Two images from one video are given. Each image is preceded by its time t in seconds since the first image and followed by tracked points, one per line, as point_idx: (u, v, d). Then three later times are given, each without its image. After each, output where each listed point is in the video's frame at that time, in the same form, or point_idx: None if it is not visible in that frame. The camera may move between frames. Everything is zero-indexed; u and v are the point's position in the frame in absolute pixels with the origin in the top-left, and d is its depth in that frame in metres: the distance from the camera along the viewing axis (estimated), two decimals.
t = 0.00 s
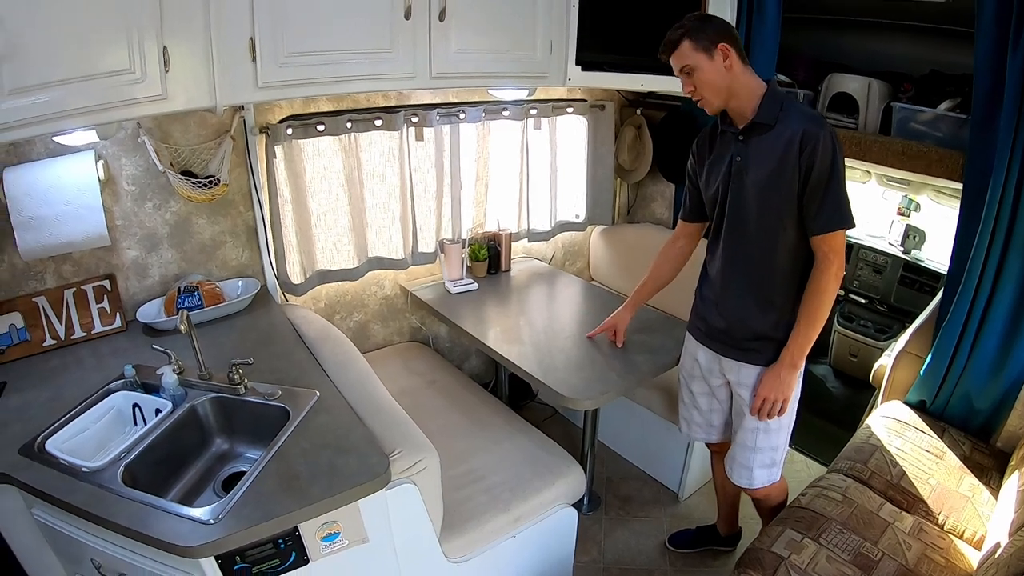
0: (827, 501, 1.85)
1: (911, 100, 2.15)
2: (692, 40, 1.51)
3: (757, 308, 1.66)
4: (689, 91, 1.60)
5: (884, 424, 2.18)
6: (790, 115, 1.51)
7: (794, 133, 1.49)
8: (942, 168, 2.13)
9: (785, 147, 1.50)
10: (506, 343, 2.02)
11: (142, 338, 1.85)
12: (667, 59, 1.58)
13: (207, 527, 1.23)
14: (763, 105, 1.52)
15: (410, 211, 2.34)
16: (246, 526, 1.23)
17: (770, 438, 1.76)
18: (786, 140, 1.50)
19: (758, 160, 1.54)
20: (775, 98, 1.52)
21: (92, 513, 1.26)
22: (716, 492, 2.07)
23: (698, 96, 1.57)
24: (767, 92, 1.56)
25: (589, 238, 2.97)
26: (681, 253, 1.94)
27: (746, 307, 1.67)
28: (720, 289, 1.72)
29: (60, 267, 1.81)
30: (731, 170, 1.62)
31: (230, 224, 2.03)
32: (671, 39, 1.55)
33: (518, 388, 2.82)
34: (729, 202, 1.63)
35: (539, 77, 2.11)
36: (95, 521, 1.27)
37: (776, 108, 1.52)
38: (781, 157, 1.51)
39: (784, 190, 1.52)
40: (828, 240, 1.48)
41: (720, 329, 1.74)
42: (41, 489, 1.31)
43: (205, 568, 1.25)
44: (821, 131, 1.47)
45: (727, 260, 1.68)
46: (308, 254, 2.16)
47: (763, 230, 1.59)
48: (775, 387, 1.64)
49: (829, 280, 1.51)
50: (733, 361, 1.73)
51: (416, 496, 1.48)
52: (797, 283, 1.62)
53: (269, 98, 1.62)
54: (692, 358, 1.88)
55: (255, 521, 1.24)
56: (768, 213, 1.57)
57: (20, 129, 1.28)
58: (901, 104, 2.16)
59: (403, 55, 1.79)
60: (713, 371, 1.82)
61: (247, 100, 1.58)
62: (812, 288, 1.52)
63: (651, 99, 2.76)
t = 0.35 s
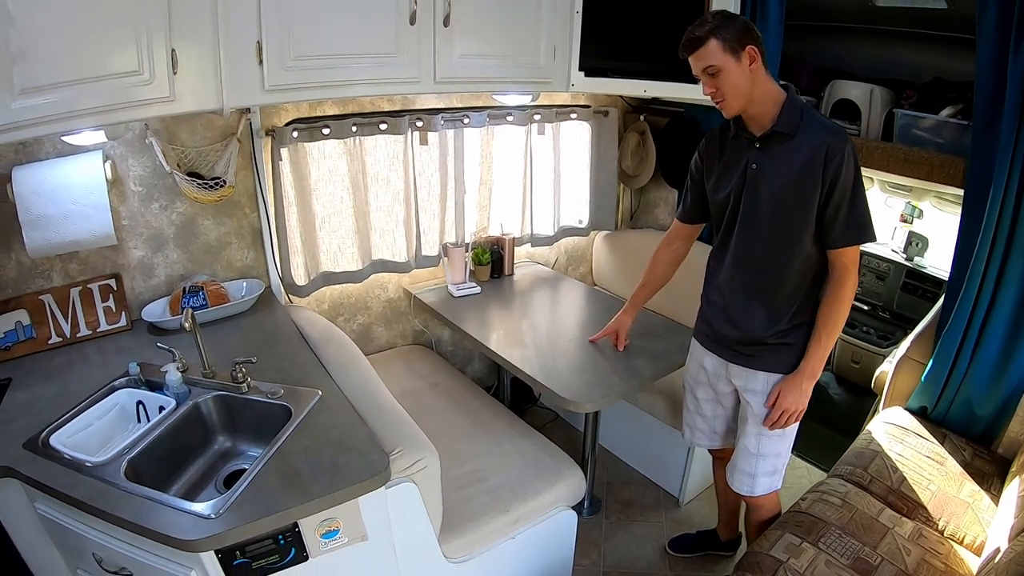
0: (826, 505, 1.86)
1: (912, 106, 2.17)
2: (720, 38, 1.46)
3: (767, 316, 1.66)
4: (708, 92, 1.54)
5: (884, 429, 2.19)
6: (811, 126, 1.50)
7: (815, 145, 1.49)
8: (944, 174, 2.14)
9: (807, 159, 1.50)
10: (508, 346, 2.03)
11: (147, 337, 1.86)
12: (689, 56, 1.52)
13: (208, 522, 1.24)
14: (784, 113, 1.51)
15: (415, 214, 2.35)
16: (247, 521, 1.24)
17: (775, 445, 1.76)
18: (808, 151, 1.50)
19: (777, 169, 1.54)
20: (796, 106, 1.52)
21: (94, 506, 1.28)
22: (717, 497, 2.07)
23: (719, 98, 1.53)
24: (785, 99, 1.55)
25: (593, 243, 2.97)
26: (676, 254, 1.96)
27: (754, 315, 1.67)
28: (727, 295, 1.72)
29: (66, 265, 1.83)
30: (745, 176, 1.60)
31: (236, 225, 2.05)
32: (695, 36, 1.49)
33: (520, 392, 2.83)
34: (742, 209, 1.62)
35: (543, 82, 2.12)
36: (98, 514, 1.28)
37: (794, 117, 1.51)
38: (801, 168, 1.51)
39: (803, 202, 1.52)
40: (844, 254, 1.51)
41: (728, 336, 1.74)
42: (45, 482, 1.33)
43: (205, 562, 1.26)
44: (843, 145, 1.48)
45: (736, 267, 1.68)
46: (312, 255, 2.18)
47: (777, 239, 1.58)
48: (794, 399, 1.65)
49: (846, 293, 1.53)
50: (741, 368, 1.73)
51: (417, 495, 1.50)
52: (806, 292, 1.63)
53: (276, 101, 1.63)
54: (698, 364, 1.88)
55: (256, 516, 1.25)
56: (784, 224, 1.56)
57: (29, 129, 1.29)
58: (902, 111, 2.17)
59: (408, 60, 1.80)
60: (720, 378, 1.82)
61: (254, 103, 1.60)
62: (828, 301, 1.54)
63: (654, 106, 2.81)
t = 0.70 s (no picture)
0: (828, 504, 1.88)
1: (910, 107, 2.19)
2: (761, 37, 1.46)
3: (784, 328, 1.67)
4: (742, 91, 1.55)
5: (885, 428, 2.20)
6: (846, 140, 1.51)
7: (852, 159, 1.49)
8: (942, 175, 2.16)
9: (842, 175, 1.50)
10: (510, 349, 2.05)
11: (153, 342, 1.88)
12: (728, 53, 1.52)
13: (216, 523, 1.26)
14: (822, 122, 1.52)
15: (417, 218, 2.37)
16: (254, 522, 1.26)
17: (787, 453, 1.78)
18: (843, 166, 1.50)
19: (808, 181, 1.54)
20: (833, 116, 1.52)
21: (103, 508, 1.30)
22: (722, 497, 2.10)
23: (753, 99, 1.53)
24: (820, 106, 1.55)
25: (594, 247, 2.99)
26: (697, 260, 1.93)
27: (771, 325, 1.68)
28: (743, 303, 1.72)
29: (72, 270, 1.85)
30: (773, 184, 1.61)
31: (240, 230, 2.07)
32: (736, 33, 1.49)
33: (524, 394, 2.85)
34: (767, 218, 1.63)
35: (544, 87, 2.14)
36: (107, 516, 1.30)
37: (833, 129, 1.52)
38: (834, 182, 1.51)
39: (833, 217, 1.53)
40: (870, 272, 1.54)
41: (742, 344, 1.74)
42: (54, 485, 1.35)
43: (213, 562, 1.28)
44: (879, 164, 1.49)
45: (755, 275, 1.68)
46: (316, 260, 2.20)
47: (802, 251, 1.59)
48: (828, 421, 1.67)
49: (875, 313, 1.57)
50: (751, 376, 1.74)
51: (423, 495, 1.51)
52: (823, 306, 1.65)
53: (279, 107, 1.65)
54: (708, 375, 1.90)
55: (263, 517, 1.27)
56: (810, 238, 1.57)
57: (34, 135, 1.32)
58: (900, 111, 2.18)
59: (410, 66, 1.82)
60: (731, 388, 1.84)
61: (257, 109, 1.62)
62: (856, 318, 1.57)
63: (654, 110, 2.82)
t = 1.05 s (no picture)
0: (827, 506, 1.87)
1: (904, 108, 2.19)
2: (791, 50, 1.42)
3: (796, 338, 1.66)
4: (766, 103, 1.51)
5: (884, 429, 2.20)
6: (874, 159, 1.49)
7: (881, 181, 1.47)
8: (937, 175, 2.16)
9: (871, 198, 1.49)
10: (506, 354, 2.04)
11: (146, 350, 1.87)
12: (757, 64, 1.48)
13: (210, 532, 1.25)
14: (851, 141, 1.49)
15: (411, 224, 2.36)
16: (249, 530, 1.25)
17: (791, 462, 1.78)
18: (871, 189, 1.48)
19: (833, 200, 1.53)
20: (863, 136, 1.49)
21: (96, 517, 1.29)
22: (720, 502, 2.09)
23: (779, 114, 1.50)
24: (849, 122, 1.51)
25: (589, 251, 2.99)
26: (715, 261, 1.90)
27: (784, 336, 1.66)
28: (755, 311, 1.71)
29: (65, 278, 1.84)
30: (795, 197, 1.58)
31: (233, 237, 2.05)
32: (767, 44, 1.44)
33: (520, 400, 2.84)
34: (786, 231, 1.61)
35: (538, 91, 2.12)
36: (99, 525, 1.29)
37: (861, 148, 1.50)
38: (860, 203, 1.50)
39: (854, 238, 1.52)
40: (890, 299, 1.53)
41: (752, 352, 1.73)
42: (46, 495, 1.33)
43: (208, 572, 1.27)
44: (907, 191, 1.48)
45: (768, 286, 1.67)
46: (309, 267, 2.19)
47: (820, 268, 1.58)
48: (835, 441, 1.65)
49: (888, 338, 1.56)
50: (760, 384, 1.73)
51: (419, 502, 1.50)
52: (836, 321, 1.65)
53: (271, 113, 1.64)
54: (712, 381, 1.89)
55: (258, 525, 1.26)
56: (828, 255, 1.56)
57: (25, 143, 1.30)
58: (895, 112, 2.17)
59: (403, 70, 1.81)
60: (735, 396, 1.84)
61: (250, 115, 1.61)
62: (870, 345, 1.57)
63: (648, 112, 2.83)
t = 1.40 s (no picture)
0: (831, 506, 1.86)
1: (905, 105, 2.19)
2: (821, 73, 1.32)
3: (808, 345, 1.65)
4: (792, 131, 1.41)
5: (887, 429, 2.19)
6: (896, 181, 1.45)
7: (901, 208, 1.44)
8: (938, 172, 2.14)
9: (891, 224, 1.45)
10: (507, 356, 2.03)
11: (147, 355, 1.86)
12: (783, 89, 1.37)
13: (211, 538, 1.24)
14: (874, 164, 1.44)
15: (411, 227, 2.36)
16: (251, 536, 1.24)
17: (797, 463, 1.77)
18: (890, 217, 1.45)
19: (851, 221, 1.50)
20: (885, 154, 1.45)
21: (97, 524, 1.28)
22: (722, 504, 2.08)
23: (807, 141, 1.41)
24: (873, 140, 1.45)
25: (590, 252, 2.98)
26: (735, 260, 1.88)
27: (798, 344, 1.65)
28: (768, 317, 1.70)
29: (65, 284, 1.83)
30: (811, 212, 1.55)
31: (233, 241, 2.05)
32: (795, 68, 1.33)
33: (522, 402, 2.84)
34: (803, 244, 1.58)
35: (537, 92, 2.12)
36: (100, 532, 1.28)
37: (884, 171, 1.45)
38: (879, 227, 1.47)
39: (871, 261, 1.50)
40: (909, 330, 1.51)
41: (763, 354, 1.72)
42: (46, 501, 1.33)
43: None
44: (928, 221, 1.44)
45: (781, 295, 1.65)
46: (310, 270, 2.18)
47: (833, 283, 1.56)
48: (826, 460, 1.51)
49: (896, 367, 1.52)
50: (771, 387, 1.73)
51: (421, 506, 1.49)
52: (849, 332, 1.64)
53: (271, 116, 1.64)
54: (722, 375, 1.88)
55: (259, 531, 1.25)
56: (844, 273, 1.54)
57: (24, 148, 1.30)
58: (896, 110, 2.17)
59: (402, 72, 1.80)
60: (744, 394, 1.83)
61: (249, 118, 1.60)
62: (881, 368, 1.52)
63: (647, 113, 2.82)
